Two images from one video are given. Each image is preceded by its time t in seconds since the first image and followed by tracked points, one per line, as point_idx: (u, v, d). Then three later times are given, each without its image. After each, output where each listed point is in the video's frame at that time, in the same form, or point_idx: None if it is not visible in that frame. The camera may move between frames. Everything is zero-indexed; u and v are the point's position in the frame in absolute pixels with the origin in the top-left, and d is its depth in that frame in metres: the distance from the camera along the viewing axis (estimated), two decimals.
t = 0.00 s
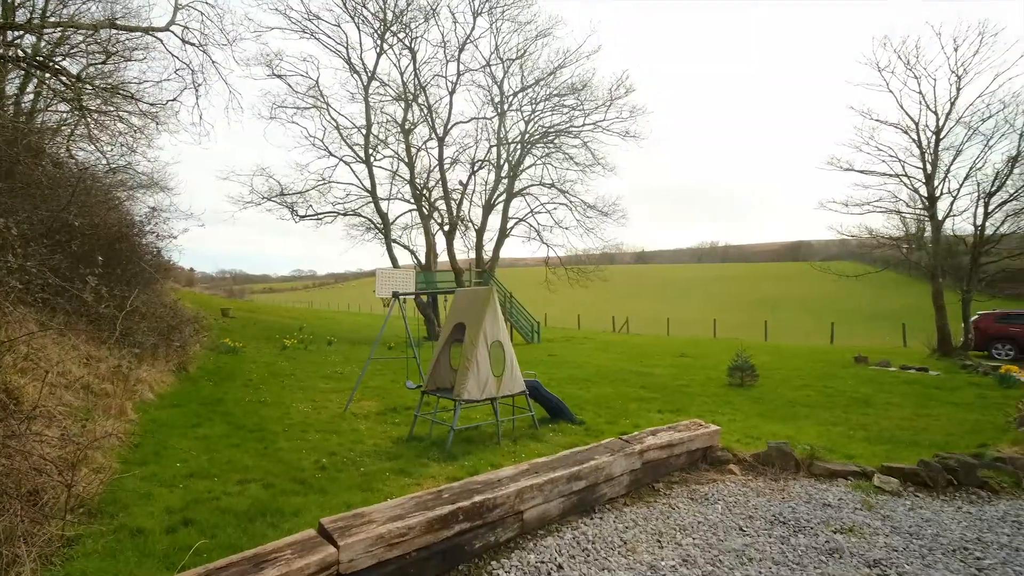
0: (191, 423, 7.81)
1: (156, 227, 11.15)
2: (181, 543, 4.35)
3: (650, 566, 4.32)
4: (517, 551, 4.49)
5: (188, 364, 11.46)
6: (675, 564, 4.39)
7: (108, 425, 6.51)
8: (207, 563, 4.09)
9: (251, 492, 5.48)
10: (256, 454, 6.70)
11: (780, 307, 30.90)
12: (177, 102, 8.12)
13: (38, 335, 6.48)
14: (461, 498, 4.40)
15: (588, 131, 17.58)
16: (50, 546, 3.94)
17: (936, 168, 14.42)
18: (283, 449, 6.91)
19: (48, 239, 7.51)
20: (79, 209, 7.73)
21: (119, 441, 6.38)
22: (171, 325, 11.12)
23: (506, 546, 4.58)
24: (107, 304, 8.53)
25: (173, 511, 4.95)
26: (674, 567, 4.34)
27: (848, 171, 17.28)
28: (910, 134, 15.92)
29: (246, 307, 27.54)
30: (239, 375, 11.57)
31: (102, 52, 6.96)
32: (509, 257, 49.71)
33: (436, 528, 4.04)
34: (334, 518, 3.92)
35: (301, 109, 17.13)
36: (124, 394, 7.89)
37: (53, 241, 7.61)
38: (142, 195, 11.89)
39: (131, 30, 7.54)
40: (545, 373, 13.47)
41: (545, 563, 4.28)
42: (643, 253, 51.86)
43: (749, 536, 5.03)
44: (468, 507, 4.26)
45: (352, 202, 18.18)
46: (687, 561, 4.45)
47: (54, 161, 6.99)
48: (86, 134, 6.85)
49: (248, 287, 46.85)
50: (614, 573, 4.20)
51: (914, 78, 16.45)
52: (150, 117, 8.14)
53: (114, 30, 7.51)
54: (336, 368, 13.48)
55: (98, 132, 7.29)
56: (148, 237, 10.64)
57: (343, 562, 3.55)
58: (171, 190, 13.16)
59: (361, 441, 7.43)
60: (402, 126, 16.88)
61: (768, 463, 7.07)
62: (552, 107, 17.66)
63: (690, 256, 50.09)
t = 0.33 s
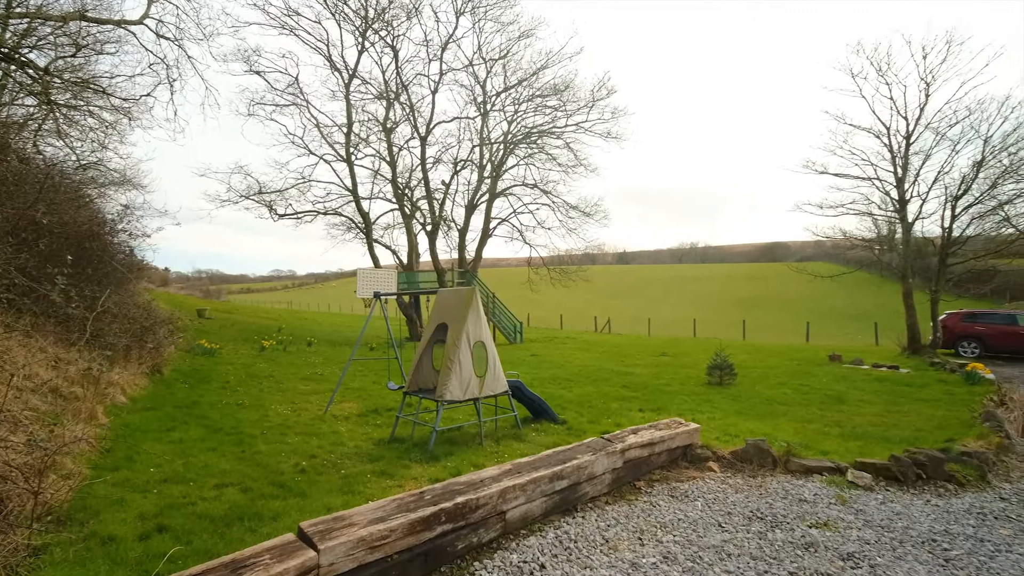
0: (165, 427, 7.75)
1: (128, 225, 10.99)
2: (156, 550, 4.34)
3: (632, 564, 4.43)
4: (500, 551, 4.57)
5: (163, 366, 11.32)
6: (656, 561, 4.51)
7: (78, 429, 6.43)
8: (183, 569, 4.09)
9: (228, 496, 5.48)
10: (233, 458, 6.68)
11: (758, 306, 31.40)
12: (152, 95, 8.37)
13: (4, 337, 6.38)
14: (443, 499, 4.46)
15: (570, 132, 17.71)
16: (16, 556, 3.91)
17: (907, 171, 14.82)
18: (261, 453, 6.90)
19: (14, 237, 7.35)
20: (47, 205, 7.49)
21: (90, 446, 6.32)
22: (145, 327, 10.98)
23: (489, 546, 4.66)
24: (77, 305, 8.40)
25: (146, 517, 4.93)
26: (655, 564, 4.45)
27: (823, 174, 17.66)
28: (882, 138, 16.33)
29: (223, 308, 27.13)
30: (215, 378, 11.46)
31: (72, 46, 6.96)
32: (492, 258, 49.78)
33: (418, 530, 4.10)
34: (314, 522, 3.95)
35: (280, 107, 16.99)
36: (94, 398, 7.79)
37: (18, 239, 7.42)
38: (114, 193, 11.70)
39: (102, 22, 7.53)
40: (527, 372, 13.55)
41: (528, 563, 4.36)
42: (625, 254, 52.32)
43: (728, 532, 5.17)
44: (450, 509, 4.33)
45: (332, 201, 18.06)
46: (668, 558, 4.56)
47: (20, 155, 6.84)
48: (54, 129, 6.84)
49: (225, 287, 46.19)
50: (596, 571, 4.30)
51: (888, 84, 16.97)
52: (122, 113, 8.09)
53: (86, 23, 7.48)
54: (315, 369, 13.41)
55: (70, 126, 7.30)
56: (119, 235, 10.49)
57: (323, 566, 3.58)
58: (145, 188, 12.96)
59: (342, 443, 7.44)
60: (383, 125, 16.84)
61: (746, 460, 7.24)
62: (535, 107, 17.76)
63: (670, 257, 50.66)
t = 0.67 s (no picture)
0: (136, 432, 7.66)
1: (96, 223, 10.80)
2: (124, 559, 4.31)
3: (611, 561, 4.54)
4: (480, 552, 4.65)
5: (132, 369, 11.14)
6: (635, 558, 4.62)
7: (42, 435, 6.33)
8: None
9: (201, 502, 5.46)
10: (206, 462, 6.64)
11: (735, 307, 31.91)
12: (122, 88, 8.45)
13: None
14: (422, 501, 4.52)
15: (551, 132, 17.81)
16: None
17: (876, 175, 15.25)
18: (236, 457, 6.86)
19: None
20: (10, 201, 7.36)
21: (54, 453, 6.22)
22: (113, 328, 10.80)
23: (469, 547, 4.73)
24: (41, 306, 8.23)
25: (114, 525, 4.89)
26: (634, 561, 4.57)
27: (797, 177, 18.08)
28: (853, 143, 16.76)
29: (197, 308, 26.66)
30: (188, 380, 11.33)
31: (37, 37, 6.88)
32: (472, 258, 49.77)
33: (397, 533, 4.15)
34: (291, 527, 3.97)
35: (256, 104, 16.81)
36: (60, 402, 7.65)
37: None
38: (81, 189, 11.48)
39: (69, 14, 7.46)
40: (507, 373, 13.63)
41: (508, 563, 4.44)
42: (605, 255, 52.74)
43: (705, 528, 5.32)
44: (430, 511, 4.38)
45: (309, 200, 17.90)
46: (647, 555, 4.69)
47: None
48: (18, 123, 6.75)
49: (199, 287, 45.45)
50: (576, 569, 4.40)
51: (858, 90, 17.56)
52: (90, 107, 8.00)
53: (51, 15, 7.41)
54: (292, 371, 13.31)
55: (34, 119, 7.22)
56: (86, 233, 10.30)
57: (300, 571, 3.61)
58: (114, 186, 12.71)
59: (319, 446, 7.44)
60: (363, 123, 16.77)
61: (723, 458, 7.42)
62: (516, 108, 17.85)
63: (650, 258, 51.20)
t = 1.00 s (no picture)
0: (103, 438, 7.55)
1: (61, 221, 10.60)
2: (90, 569, 4.26)
3: (591, 560, 4.64)
4: (461, 554, 4.70)
5: (99, 372, 10.94)
6: (615, 557, 4.73)
7: (3, 443, 6.21)
8: None
9: (173, 508, 5.41)
10: (177, 468, 6.58)
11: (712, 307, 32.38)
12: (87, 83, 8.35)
13: None
14: (402, 504, 4.56)
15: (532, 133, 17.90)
16: None
17: (846, 179, 15.67)
18: (208, 462, 6.81)
19: None
20: None
21: (16, 461, 6.11)
22: (79, 331, 10.60)
23: (450, 549, 4.79)
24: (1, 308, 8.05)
25: (80, 534, 4.82)
26: (614, 559, 4.67)
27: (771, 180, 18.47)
28: (824, 146, 17.20)
29: (169, 310, 26.18)
30: (159, 384, 11.17)
31: None
32: (452, 258, 49.69)
33: (375, 537, 4.18)
34: (266, 533, 3.97)
35: (230, 101, 16.61)
36: (21, 408, 7.49)
37: None
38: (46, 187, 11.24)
39: (32, 5, 7.37)
40: (487, 373, 13.68)
41: (489, 564, 4.51)
42: (585, 256, 53.13)
43: (683, 526, 5.45)
44: (409, 514, 4.42)
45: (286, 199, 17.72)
46: (626, 553, 4.79)
47: None
48: None
49: (171, 288, 44.54)
50: (556, 569, 4.48)
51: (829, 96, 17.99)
52: (54, 101, 7.88)
53: (13, 6, 7.32)
54: (268, 374, 13.20)
55: None
56: (50, 231, 10.11)
57: None
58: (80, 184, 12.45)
59: (296, 450, 7.42)
60: (341, 122, 16.69)
61: (700, 455, 7.58)
62: (496, 108, 17.94)
63: (629, 259, 51.67)
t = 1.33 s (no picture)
0: (62, 446, 7.38)
1: (16, 219, 10.28)
2: None
3: (568, 559, 4.74)
4: (438, 556, 4.75)
5: (58, 377, 10.66)
6: (591, 555, 4.84)
7: None
8: None
9: (137, 517, 5.32)
10: (141, 475, 6.46)
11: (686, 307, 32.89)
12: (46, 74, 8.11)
13: None
14: (378, 507, 4.59)
15: (509, 134, 17.98)
16: None
17: (813, 182, 16.11)
18: (175, 468, 6.72)
19: None
20: None
21: None
22: (36, 334, 10.31)
23: (426, 552, 4.83)
24: None
25: (37, 546, 4.71)
26: (590, 558, 4.78)
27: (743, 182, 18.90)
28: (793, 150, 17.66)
29: (133, 311, 25.55)
30: (122, 388, 10.94)
31: None
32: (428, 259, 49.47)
33: (350, 541, 4.19)
34: (237, 540, 3.95)
35: (198, 97, 16.31)
36: None
37: None
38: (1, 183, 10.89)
39: None
40: (463, 374, 13.72)
41: (466, 566, 4.57)
42: (562, 256, 53.44)
43: (658, 522, 5.59)
44: (384, 517, 4.45)
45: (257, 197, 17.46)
46: (602, 551, 4.90)
47: None
48: None
49: (135, 288, 43.38)
50: (533, 569, 4.56)
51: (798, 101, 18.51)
52: (10, 93, 7.65)
53: None
54: (238, 377, 13.02)
55: None
56: (6, 229, 9.80)
57: None
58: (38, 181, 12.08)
59: (268, 454, 7.37)
60: (315, 119, 16.53)
61: (674, 453, 7.75)
62: (473, 108, 17.98)
63: (604, 259, 52.11)
